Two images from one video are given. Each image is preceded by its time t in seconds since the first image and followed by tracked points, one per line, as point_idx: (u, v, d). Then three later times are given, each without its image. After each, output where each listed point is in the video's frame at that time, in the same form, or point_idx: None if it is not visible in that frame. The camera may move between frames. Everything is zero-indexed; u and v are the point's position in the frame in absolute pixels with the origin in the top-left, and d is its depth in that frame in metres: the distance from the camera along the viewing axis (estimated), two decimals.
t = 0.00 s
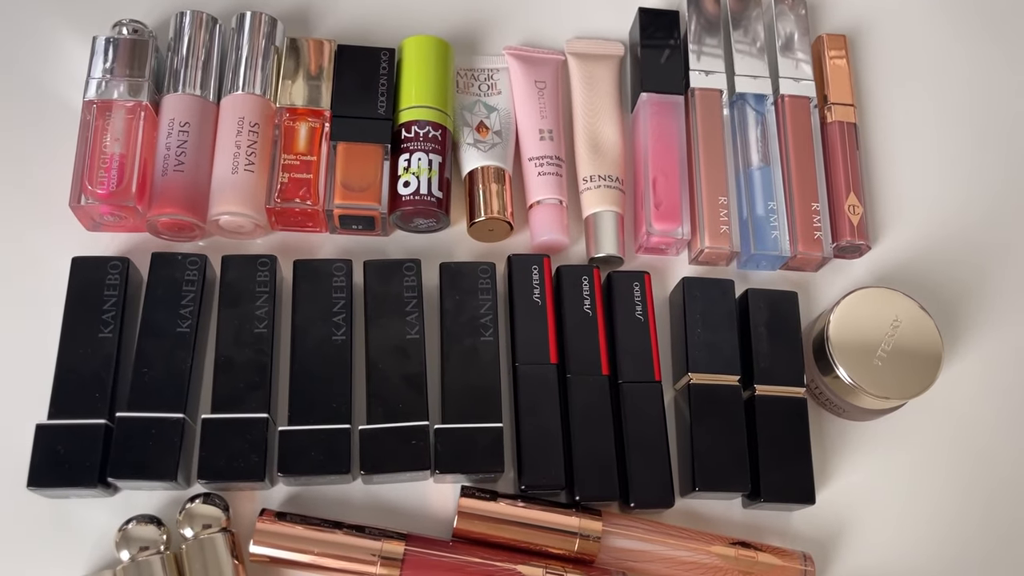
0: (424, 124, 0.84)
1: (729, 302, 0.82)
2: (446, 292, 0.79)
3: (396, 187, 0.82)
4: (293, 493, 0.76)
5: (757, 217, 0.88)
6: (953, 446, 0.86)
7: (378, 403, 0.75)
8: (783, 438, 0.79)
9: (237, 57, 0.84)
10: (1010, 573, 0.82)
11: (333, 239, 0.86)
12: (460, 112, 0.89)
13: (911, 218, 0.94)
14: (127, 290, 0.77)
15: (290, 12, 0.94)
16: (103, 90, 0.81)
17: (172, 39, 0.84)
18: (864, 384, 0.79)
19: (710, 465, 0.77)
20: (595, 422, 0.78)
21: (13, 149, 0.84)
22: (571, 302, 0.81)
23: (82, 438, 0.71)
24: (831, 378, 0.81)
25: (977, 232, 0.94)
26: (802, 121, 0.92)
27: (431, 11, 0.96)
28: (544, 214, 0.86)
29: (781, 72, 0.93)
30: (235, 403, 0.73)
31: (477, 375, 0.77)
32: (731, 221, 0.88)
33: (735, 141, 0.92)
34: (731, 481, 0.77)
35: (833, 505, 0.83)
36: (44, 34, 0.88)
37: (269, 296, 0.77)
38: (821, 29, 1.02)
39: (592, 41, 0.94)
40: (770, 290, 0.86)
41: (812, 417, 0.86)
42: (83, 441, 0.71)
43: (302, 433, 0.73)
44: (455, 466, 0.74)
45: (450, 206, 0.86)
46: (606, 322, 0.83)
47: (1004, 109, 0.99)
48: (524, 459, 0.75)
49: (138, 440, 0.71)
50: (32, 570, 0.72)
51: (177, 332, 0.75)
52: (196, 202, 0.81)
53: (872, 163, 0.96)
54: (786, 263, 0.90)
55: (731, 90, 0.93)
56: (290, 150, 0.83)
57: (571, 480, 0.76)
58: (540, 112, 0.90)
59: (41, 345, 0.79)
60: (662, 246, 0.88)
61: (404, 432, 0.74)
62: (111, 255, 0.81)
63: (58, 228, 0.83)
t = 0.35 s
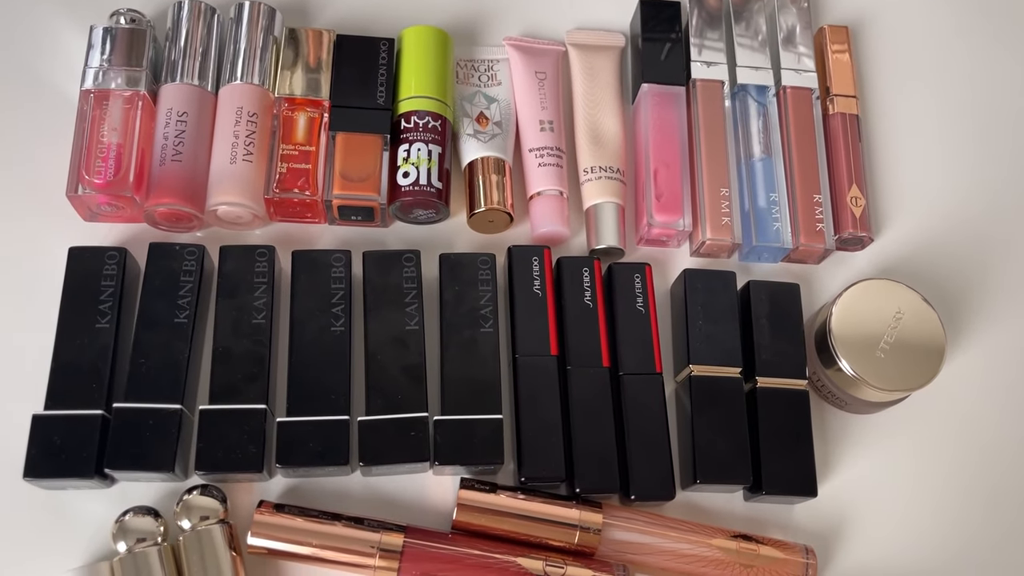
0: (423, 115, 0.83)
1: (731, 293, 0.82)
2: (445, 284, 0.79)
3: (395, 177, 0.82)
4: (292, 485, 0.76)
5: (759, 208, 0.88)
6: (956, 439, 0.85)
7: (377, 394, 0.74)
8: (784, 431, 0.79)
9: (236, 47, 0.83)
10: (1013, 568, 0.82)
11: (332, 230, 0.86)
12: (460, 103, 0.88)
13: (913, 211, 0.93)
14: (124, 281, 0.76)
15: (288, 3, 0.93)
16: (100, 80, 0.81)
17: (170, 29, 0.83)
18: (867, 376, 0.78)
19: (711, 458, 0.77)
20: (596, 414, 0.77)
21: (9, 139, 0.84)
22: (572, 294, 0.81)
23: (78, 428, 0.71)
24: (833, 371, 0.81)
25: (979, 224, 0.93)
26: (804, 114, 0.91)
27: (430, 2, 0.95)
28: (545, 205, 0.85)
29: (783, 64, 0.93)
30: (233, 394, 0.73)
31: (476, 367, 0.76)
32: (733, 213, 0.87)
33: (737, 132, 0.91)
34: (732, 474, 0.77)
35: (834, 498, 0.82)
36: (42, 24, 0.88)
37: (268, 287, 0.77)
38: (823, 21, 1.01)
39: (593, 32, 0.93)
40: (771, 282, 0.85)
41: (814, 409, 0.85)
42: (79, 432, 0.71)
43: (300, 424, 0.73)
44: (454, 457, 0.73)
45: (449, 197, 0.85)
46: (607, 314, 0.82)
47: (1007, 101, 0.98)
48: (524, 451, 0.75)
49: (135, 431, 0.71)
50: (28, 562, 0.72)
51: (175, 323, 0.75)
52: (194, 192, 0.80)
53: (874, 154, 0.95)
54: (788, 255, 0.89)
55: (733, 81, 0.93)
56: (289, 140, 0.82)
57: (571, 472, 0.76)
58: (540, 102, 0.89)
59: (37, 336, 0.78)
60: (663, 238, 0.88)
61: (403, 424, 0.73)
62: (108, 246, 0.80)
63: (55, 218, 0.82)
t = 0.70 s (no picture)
0: (420, 112, 0.83)
1: (729, 293, 0.81)
2: (442, 283, 0.78)
3: (392, 176, 0.81)
4: (287, 485, 0.75)
5: (758, 207, 0.87)
6: (956, 439, 0.85)
7: (373, 394, 0.74)
8: (783, 431, 0.78)
9: (232, 45, 0.82)
10: (1012, 570, 0.81)
11: (329, 229, 0.85)
12: (458, 101, 0.87)
13: (913, 210, 0.93)
14: (119, 279, 0.76)
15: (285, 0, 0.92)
16: (96, 77, 0.80)
17: (165, 26, 0.82)
18: (866, 376, 0.78)
19: (709, 458, 0.76)
20: (593, 415, 0.77)
21: (4, 137, 0.83)
22: (569, 293, 0.80)
23: (72, 428, 0.70)
24: (832, 371, 0.80)
25: (980, 223, 0.93)
26: (804, 112, 0.90)
27: None
28: (542, 204, 0.85)
29: (783, 62, 0.92)
30: (228, 394, 0.72)
31: (473, 366, 0.76)
32: (731, 212, 0.87)
33: (736, 131, 0.90)
34: (730, 474, 0.76)
35: (833, 499, 0.82)
36: (37, 20, 0.87)
37: (263, 286, 0.76)
38: (823, 19, 1.01)
39: (592, 30, 0.93)
40: (770, 281, 0.85)
41: (813, 410, 0.85)
42: (74, 431, 0.70)
43: (296, 424, 0.72)
44: (450, 457, 0.73)
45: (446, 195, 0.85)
46: (605, 314, 0.82)
47: (1008, 99, 0.98)
48: (521, 451, 0.74)
49: (129, 431, 0.70)
50: (22, 562, 0.71)
51: (169, 322, 0.74)
52: (190, 190, 0.80)
53: (874, 153, 0.95)
54: (787, 255, 0.89)
55: (732, 80, 0.92)
56: (285, 138, 0.82)
57: (569, 472, 0.75)
58: (538, 100, 0.89)
59: (32, 335, 0.78)
60: (661, 237, 0.87)
61: (399, 424, 0.73)
62: (103, 244, 0.80)
63: (49, 217, 0.82)
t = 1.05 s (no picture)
0: (423, 114, 0.83)
1: (732, 295, 0.81)
2: (445, 285, 0.78)
3: (394, 177, 0.81)
4: (290, 486, 0.76)
5: (761, 209, 0.87)
6: (957, 441, 0.85)
7: (375, 396, 0.74)
8: (785, 434, 0.78)
9: (234, 45, 0.82)
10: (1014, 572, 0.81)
11: (331, 230, 0.85)
12: (460, 102, 0.87)
13: (916, 212, 0.93)
14: (121, 281, 0.76)
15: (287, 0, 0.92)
16: (98, 78, 0.80)
17: (168, 26, 0.82)
18: (868, 379, 0.78)
19: (711, 461, 0.76)
20: (596, 417, 0.77)
21: (6, 137, 0.83)
22: (572, 295, 0.80)
23: (75, 430, 0.70)
24: (834, 373, 0.80)
25: (982, 225, 0.92)
26: (807, 114, 0.90)
27: None
28: (545, 206, 0.85)
29: (786, 64, 0.92)
30: (230, 395, 0.72)
31: (475, 368, 0.76)
32: (734, 214, 0.87)
33: (739, 132, 0.90)
34: (732, 476, 0.76)
35: (835, 501, 0.82)
36: (40, 20, 0.87)
37: (266, 288, 0.76)
38: (826, 19, 1.00)
39: (594, 31, 0.93)
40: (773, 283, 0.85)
41: (815, 412, 0.85)
42: (76, 433, 0.70)
43: (298, 425, 0.72)
44: (452, 460, 0.73)
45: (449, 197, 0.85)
46: (607, 316, 0.82)
47: (1011, 100, 0.98)
48: (523, 453, 0.74)
49: (131, 432, 0.70)
50: (25, 563, 0.71)
51: (172, 323, 0.74)
52: (192, 191, 0.80)
53: (876, 155, 0.95)
54: (790, 257, 0.89)
55: (735, 81, 0.92)
56: (287, 139, 0.82)
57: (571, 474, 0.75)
58: (541, 101, 0.88)
59: (34, 336, 0.78)
60: (663, 239, 0.87)
61: (401, 425, 0.73)
62: (106, 245, 0.80)
63: (52, 217, 0.82)
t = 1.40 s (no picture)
0: (424, 104, 0.82)
1: (736, 289, 0.80)
2: (445, 277, 0.77)
3: (395, 168, 0.80)
4: (288, 481, 0.75)
5: (765, 203, 0.86)
6: (962, 438, 0.84)
7: (375, 389, 0.73)
8: (789, 429, 0.77)
9: (233, 35, 0.81)
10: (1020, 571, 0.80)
11: (331, 222, 0.84)
12: (462, 93, 0.86)
13: (922, 205, 0.92)
14: (118, 272, 0.75)
15: None
16: (96, 66, 0.79)
17: (166, 15, 0.81)
18: (873, 374, 0.77)
19: (714, 456, 0.75)
20: (598, 411, 0.76)
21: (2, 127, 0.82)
22: (574, 288, 0.79)
23: (70, 422, 0.69)
24: (839, 368, 0.80)
25: (989, 220, 0.91)
26: (812, 106, 0.89)
27: None
28: (546, 198, 0.84)
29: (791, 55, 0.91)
30: (228, 388, 0.72)
31: (476, 362, 0.75)
32: (738, 208, 0.86)
33: (744, 125, 0.89)
34: (735, 472, 0.75)
35: (839, 498, 0.81)
36: (36, 9, 0.86)
37: (264, 280, 0.76)
38: (831, 11, 0.99)
39: (597, 22, 0.92)
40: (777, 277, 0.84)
41: (819, 407, 0.84)
42: (72, 425, 0.69)
43: (296, 419, 0.71)
44: (452, 454, 0.72)
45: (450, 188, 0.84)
46: (609, 310, 0.81)
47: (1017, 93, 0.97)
48: (524, 448, 0.74)
49: (128, 425, 0.69)
50: (20, 556, 0.70)
51: (169, 315, 0.73)
52: (190, 182, 0.79)
53: (882, 148, 0.94)
54: (794, 251, 0.88)
55: (740, 73, 0.91)
56: (287, 130, 0.81)
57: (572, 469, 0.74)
58: (543, 92, 0.87)
59: (29, 327, 0.77)
60: (666, 232, 0.86)
61: (401, 419, 0.72)
62: (102, 236, 0.79)
63: (48, 208, 0.81)
